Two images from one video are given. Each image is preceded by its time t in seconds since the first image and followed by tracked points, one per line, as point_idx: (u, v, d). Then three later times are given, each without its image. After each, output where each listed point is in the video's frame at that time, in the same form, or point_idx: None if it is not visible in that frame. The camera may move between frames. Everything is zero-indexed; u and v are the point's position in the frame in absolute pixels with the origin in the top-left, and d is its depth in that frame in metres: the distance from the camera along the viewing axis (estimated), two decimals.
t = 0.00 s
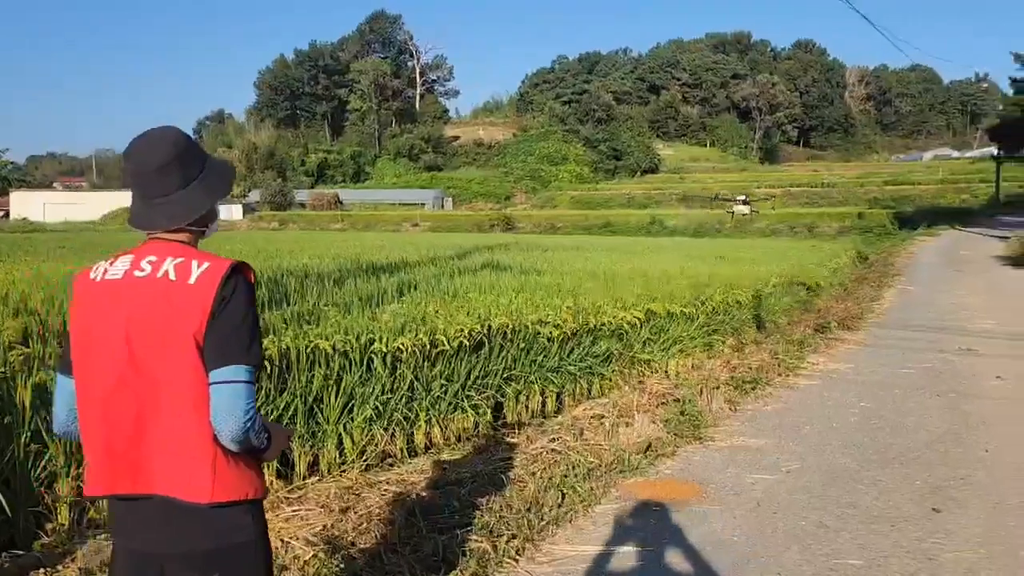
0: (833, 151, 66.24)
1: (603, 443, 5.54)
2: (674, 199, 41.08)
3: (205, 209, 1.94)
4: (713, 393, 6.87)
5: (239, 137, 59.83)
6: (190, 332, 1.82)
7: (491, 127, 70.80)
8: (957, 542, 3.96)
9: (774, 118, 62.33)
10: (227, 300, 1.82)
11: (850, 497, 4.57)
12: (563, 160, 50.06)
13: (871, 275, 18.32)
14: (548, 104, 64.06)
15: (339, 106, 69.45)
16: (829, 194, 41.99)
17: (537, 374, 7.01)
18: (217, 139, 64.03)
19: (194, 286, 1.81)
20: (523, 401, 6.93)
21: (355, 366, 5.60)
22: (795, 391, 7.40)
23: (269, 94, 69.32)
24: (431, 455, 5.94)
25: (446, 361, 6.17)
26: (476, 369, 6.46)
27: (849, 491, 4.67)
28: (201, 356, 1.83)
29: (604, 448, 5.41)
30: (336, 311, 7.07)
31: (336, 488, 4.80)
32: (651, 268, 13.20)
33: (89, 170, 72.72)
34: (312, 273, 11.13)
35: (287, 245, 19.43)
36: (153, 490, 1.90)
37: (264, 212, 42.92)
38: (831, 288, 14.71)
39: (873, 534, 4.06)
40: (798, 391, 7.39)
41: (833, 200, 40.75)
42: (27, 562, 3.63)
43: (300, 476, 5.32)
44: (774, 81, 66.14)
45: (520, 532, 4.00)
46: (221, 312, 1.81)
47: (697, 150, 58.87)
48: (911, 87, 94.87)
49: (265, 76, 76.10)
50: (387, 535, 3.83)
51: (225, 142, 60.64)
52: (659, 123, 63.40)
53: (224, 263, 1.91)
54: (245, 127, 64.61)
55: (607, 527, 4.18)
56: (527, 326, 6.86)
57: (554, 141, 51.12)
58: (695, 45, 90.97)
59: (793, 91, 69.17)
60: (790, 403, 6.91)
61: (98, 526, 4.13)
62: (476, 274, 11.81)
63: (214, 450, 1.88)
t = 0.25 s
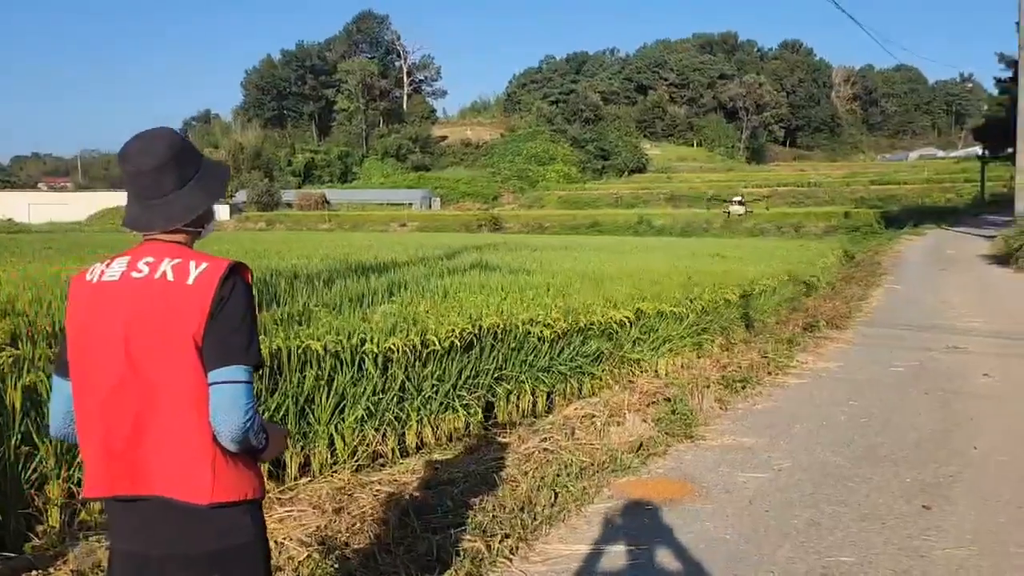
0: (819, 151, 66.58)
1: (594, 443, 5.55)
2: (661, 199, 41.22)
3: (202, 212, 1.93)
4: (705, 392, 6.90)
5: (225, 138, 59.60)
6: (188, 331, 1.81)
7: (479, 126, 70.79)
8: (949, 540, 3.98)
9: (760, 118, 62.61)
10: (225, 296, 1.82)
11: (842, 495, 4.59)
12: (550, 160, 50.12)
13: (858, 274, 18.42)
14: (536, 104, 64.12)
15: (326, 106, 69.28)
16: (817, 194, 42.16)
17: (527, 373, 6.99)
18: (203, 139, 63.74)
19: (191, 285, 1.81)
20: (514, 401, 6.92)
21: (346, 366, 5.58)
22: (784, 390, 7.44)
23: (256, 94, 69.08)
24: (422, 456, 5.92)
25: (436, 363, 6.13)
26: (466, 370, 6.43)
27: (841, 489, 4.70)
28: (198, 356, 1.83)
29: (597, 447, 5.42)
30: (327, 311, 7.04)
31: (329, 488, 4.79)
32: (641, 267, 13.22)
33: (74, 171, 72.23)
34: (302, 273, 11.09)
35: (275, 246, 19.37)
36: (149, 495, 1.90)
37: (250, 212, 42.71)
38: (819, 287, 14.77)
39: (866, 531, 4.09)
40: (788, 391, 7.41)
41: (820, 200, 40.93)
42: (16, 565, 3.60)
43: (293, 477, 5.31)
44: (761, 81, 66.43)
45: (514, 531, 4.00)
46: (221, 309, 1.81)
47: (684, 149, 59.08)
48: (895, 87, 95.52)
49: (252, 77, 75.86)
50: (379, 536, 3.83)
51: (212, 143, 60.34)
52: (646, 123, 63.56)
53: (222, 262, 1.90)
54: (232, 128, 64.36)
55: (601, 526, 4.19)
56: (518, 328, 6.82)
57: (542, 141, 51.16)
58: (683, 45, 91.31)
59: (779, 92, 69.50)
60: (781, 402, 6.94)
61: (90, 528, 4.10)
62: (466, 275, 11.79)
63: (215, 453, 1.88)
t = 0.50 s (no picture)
0: (809, 149, 66.74)
1: (586, 440, 5.55)
2: (653, 197, 41.25)
3: (191, 208, 1.93)
4: (696, 390, 6.91)
5: (216, 136, 59.32)
6: (178, 329, 1.81)
7: (470, 125, 70.69)
8: (939, 536, 4.00)
9: (751, 116, 62.72)
10: (214, 294, 1.81)
11: (832, 492, 4.61)
12: (542, 158, 50.10)
13: (849, 272, 18.46)
14: (527, 103, 64.06)
15: (317, 105, 69.05)
16: (807, 193, 42.26)
17: (519, 371, 6.99)
18: (193, 137, 63.44)
19: (179, 283, 1.80)
20: (506, 398, 6.91)
21: (337, 365, 5.57)
22: (775, 387, 7.47)
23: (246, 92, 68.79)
24: (414, 455, 5.91)
25: (427, 361, 6.12)
26: (458, 368, 6.42)
27: (831, 485, 4.72)
28: (188, 354, 1.82)
29: (589, 445, 5.42)
30: (318, 310, 7.02)
31: (320, 487, 4.77)
32: (633, 265, 13.22)
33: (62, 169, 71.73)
34: (293, 272, 11.05)
35: (267, 244, 19.28)
36: (139, 494, 1.89)
37: (241, 210, 42.51)
38: (810, 285, 14.81)
39: (856, 528, 4.10)
40: (778, 388, 7.43)
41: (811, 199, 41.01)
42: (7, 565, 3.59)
43: (283, 476, 5.29)
44: (751, 79, 66.58)
45: (505, 530, 4.00)
46: (211, 306, 1.81)
47: (675, 148, 59.15)
48: (885, 86, 95.93)
49: (243, 75, 75.56)
50: (370, 534, 3.82)
51: (202, 141, 60.07)
52: (637, 121, 63.60)
53: (212, 260, 1.89)
54: (222, 126, 64.09)
55: (592, 524, 4.20)
56: (509, 326, 6.81)
57: (533, 140, 51.14)
58: (674, 42, 91.35)
59: (770, 90, 69.63)
60: (772, 400, 6.95)
61: (79, 527, 4.08)
62: (458, 273, 11.77)
63: (203, 451, 1.87)
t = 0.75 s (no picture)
0: (802, 147, 66.81)
1: (579, 436, 5.55)
2: (646, 195, 41.18)
3: (182, 203, 1.92)
4: (689, 387, 6.92)
5: (207, 133, 59.07)
6: (170, 326, 1.80)
7: (463, 122, 70.48)
8: (930, 533, 4.01)
9: (743, 114, 62.75)
10: (206, 290, 1.81)
11: (825, 488, 4.63)
12: (535, 155, 50.01)
13: (841, 269, 18.48)
14: (520, 101, 63.94)
15: (309, 102, 68.82)
16: (800, 190, 42.29)
17: (513, 368, 6.98)
18: (185, 134, 63.14)
19: (171, 282, 1.79)
20: (499, 395, 6.90)
21: (331, 362, 5.56)
22: (768, 384, 7.49)
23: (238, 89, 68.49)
24: (407, 452, 5.90)
25: (421, 358, 6.11)
26: (451, 365, 6.41)
27: (823, 482, 4.73)
28: (178, 351, 1.82)
29: (583, 442, 5.41)
30: (311, 308, 7.01)
31: (313, 484, 4.76)
32: (626, 263, 13.21)
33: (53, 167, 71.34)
34: (285, 269, 11.02)
35: (258, 241, 19.20)
36: (131, 492, 1.88)
37: (233, 207, 42.33)
38: (802, 282, 14.84)
39: (847, 524, 4.12)
40: (772, 385, 7.44)
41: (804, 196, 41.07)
42: None
43: (276, 474, 5.28)
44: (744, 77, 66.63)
45: (499, 527, 4.00)
46: (202, 303, 1.80)
47: (668, 145, 59.10)
48: (876, 84, 96.17)
49: (234, 72, 75.25)
50: (363, 531, 3.82)
51: (194, 138, 59.80)
52: (631, 118, 63.49)
53: (203, 258, 1.88)
54: (214, 123, 63.82)
55: (587, 521, 4.20)
56: (502, 323, 6.80)
57: (526, 137, 51.04)
58: (667, 40, 91.35)
59: (762, 88, 69.67)
60: (765, 397, 6.96)
61: (72, 525, 4.06)
62: (450, 270, 11.75)
63: (194, 449, 1.87)
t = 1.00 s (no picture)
0: (799, 145, 66.73)
1: (576, 434, 5.54)
2: (643, 193, 41.14)
3: (180, 198, 1.91)
4: (687, 385, 6.92)
5: (204, 130, 58.89)
6: (168, 322, 1.79)
7: (460, 119, 70.31)
8: (927, 530, 4.01)
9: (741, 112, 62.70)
10: (204, 286, 1.80)
11: (821, 486, 4.64)
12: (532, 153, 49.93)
13: (839, 267, 18.45)
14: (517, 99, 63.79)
15: (307, 99, 68.63)
16: (797, 188, 42.25)
17: (510, 366, 6.98)
18: (181, 131, 62.95)
19: (169, 278, 1.78)
20: (496, 393, 6.90)
21: (328, 359, 5.55)
22: (765, 381, 7.50)
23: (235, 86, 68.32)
24: (404, 449, 5.89)
25: (418, 355, 6.10)
26: (448, 363, 6.41)
27: (820, 479, 4.74)
28: (177, 347, 1.81)
29: (580, 439, 5.41)
30: (308, 306, 7.00)
31: (311, 481, 4.75)
32: (624, 261, 13.19)
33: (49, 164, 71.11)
34: (282, 267, 10.99)
35: (255, 239, 19.14)
36: (130, 488, 1.88)
37: (229, 205, 42.20)
38: (799, 280, 14.83)
39: (844, 521, 4.13)
40: (769, 383, 7.44)
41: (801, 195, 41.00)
42: None
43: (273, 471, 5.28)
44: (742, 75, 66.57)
45: (496, 524, 4.00)
46: (199, 300, 1.79)
47: (665, 143, 59.07)
48: (873, 82, 96.13)
49: (231, 69, 75.04)
50: (362, 529, 3.82)
51: (190, 135, 59.60)
52: (628, 116, 63.41)
53: (201, 254, 1.87)
54: (210, 120, 63.63)
55: (584, 518, 4.20)
56: (500, 321, 6.80)
57: (524, 134, 50.92)
58: (665, 37, 91.23)
59: (760, 86, 69.59)
60: (762, 394, 6.97)
61: (68, 522, 4.08)
62: (447, 268, 11.72)
63: (193, 445, 1.87)
